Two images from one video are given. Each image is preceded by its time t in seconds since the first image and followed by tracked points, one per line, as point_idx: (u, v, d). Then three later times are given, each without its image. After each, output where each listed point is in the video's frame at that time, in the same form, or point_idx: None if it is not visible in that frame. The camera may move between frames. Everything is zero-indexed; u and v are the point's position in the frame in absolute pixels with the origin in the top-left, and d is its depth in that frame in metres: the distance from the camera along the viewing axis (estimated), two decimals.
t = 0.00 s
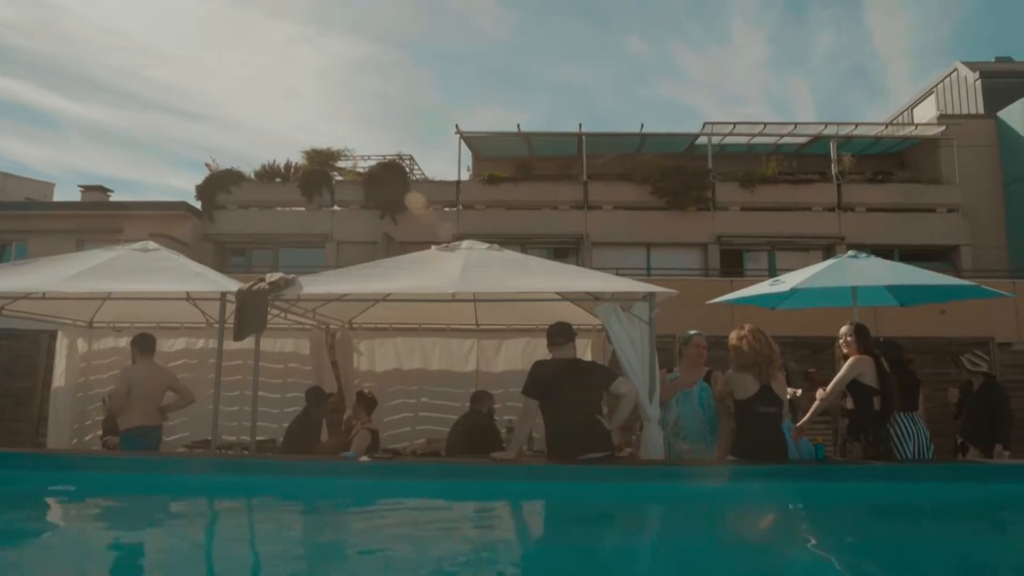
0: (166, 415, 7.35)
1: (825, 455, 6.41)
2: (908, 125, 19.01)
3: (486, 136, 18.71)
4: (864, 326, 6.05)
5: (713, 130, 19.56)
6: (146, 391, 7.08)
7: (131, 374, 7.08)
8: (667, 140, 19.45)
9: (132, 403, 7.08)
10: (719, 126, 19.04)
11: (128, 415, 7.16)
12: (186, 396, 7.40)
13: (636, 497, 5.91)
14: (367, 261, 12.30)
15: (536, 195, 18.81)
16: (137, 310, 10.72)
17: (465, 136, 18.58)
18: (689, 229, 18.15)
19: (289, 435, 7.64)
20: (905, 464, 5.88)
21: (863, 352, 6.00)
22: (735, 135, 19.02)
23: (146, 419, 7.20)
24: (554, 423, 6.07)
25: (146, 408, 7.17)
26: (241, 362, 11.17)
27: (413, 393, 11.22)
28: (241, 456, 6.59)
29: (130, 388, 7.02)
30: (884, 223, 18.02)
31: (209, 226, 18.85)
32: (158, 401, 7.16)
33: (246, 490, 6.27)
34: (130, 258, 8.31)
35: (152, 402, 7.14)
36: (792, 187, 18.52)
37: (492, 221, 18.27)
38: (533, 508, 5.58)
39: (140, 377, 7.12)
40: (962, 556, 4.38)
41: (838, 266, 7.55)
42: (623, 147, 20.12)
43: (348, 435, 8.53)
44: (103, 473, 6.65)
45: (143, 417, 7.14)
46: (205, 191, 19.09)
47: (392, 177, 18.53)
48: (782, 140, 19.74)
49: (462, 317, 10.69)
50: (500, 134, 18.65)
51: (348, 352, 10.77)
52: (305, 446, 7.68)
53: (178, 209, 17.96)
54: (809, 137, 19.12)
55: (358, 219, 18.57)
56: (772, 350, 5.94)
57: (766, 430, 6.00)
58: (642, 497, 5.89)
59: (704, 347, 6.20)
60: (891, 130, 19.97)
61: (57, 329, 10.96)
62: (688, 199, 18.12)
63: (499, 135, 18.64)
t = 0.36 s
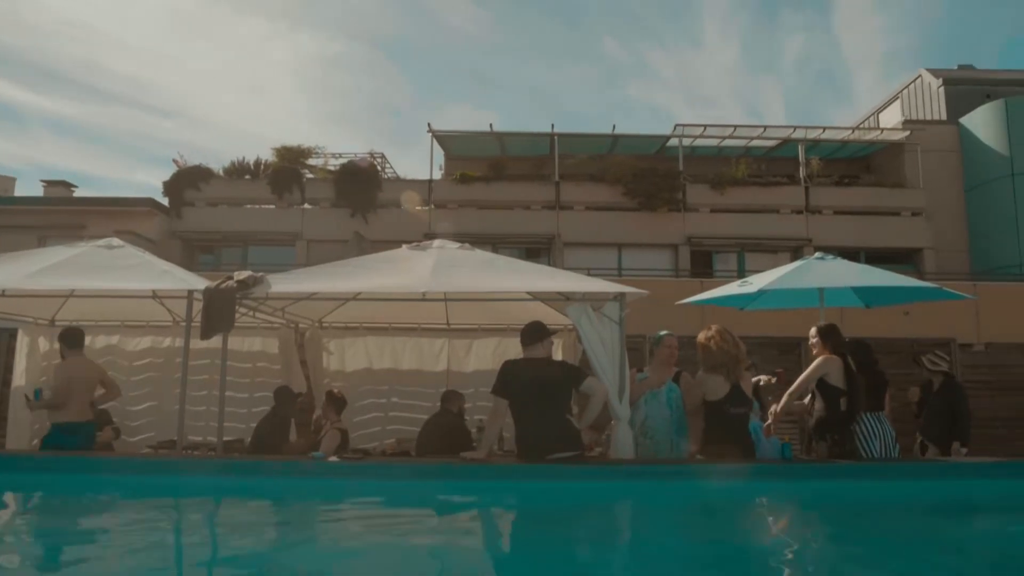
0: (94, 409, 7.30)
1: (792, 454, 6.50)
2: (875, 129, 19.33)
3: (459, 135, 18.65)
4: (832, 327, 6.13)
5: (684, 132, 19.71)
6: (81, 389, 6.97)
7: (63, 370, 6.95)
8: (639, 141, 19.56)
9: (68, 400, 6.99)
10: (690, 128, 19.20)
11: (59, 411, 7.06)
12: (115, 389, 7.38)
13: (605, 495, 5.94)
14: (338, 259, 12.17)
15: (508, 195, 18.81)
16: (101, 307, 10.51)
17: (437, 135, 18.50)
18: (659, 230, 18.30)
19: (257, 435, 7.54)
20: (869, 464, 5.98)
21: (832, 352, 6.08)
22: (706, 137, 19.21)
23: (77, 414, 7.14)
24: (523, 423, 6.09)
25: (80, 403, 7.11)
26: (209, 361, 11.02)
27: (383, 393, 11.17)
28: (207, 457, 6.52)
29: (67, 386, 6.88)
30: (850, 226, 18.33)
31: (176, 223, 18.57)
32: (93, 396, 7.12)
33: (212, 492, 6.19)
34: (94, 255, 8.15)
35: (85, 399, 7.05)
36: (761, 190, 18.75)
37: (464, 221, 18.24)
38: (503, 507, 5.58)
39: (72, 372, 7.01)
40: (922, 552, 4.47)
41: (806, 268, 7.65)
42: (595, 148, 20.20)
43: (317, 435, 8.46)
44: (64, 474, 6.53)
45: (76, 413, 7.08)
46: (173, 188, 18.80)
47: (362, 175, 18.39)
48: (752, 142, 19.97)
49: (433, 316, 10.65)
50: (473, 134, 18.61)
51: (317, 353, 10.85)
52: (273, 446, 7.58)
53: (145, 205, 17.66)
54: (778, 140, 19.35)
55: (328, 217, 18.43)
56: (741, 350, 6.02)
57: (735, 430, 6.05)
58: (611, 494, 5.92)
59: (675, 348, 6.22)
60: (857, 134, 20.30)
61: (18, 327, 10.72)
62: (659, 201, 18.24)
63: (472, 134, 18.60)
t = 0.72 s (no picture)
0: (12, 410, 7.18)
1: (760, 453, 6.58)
2: (841, 133, 19.65)
3: (430, 134, 18.58)
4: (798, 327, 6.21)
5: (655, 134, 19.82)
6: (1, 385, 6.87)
7: None
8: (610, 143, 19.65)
9: None
10: (661, 130, 19.34)
11: None
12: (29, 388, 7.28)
13: (574, 495, 5.95)
14: (307, 258, 12.04)
15: (480, 195, 18.77)
16: (62, 305, 10.28)
17: (409, 134, 18.40)
18: (630, 231, 18.41)
19: (223, 436, 7.41)
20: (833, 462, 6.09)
21: (797, 352, 6.16)
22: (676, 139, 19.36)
23: None
24: (493, 423, 6.09)
25: None
26: (174, 360, 10.84)
27: (353, 393, 11.11)
28: (172, 458, 6.41)
29: None
30: (817, 228, 18.62)
31: (141, 219, 18.23)
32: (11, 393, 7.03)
33: (177, 493, 6.08)
34: (54, 252, 7.96)
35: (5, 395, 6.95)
36: (730, 192, 18.96)
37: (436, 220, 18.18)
38: (472, 507, 5.57)
39: None
40: (884, 549, 4.54)
41: (773, 269, 7.74)
42: (566, 148, 20.26)
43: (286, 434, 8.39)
44: (22, 476, 6.37)
45: None
46: (139, 184, 18.47)
47: (332, 172, 18.21)
48: (722, 145, 20.18)
49: (403, 315, 10.59)
50: (444, 133, 18.55)
51: (285, 351, 10.57)
52: (240, 448, 7.45)
53: (109, 201, 17.34)
54: (747, 143, 19.55)
55: (297, 216, 18.24)
56: (709, 350, 6.08)
57: (703, 429, 6.13)
58: (581, 493, 5.93)
59: (645, 348, 6.25)
60: (824, 138, 20.62)
61: None
62: (630, 202, 18.34)
63: (443, 133, 18.54)
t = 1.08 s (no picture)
0: None
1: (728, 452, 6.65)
2: (809, 137, 19.93)
3: (402, 132, 18.47)
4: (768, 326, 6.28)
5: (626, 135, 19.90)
6: None
7: None
8: (582, 143, 19.71)
9: None
10: (632, 132, 19.44)
11: None
12: None
13: (544, 494, 5.95)
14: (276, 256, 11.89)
15: (451, 194, 18.68)
16: (22, 303, 10.05)
17: (380, 132, 18.27)
18: (601, 231, 18.51)
19: (189, 437, 7.29)
20: (799, 461, 6.17)
21: (767, 354, 6.22)
22: (647, 141, 19.47)
23: None
24: (462, 422, 6.07)
25: None
26: (139, 359, 10.65)
27: (321, 392, 11.06)
28: (136, 459, 6.30)
29: None
30: (785, 230, 18.85)
31: (106, 215, 17.85)
32: None
33: (139, 495, 5.97)
34: (14, 248, 7.77)
35: None
36: (700, 193, 19.13)
37: (407, 219, 18.10)
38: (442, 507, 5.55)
39: None
40: (850, 547, 4.60)
41: (742, 270, 7.82)
42: (538, 148, 20.29)
43: (253, 434, 8.31)
44: None
45: None
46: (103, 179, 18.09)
47: (302, 170, 18.03)
48: (692, 147, 20.35)
49: (372, 314, 10.51)
50: (416, 131, 18.45)
51: (253, 349, 10.46)
52: (206, 448, 7.35)
53: (72, 196, 16.98)
54: (718, 145, 19.65)
55: (266, 214, 18.05)
56: (679, 351, 6.11)
57: (671, 428, 6.18)
58: (551, 493, 5.94)
59: (616, 348, 6.28)
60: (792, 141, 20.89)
61: None
62: (601, 202, 18.41)
63: (415, 132, 18.45)
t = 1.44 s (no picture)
0: None
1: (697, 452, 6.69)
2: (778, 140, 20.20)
3: (374, 131, 18.35)
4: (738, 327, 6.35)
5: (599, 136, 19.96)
6: None
7: None
8: (555, 144, 19.73)
9: None
10: (604, 133, 19.52)
11: None
12: None
13: (514, 494, 5.95)
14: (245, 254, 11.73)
15: (424, 193, 18.61)
16: None
17: (352, 130, 18.13)
18: (574, 232, 18.58)
19: (155, 438, 7.18)
20: (766, 459, 6.23)
21: (736, 354, 6.29)
22: (619, 143, 19.57)
23: None
24: (432, 422, 6.06)
25: None
26: (104, 358, 10.46)
27: (291, 392, 10.97)
28: (100, 460, 6.19)
29: None
30: (755, 232, 19.07)
31: (71, 211, 17.51)
32: None
33: (103, 496, 5.87)
34: None
35: None
36: (671, 195, 19.28)
37: (379, 218, 17.99)
38: (412, 508, 5.53)
39: None
40: (814, 544, 4.67)
41: (711, 271, 7.90)
42: (511, 149, 20.30)
43: (221, 434, 8.21)
44: None
45: None
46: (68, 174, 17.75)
47: (274, 168, 17.86)
48: (664, 149, 20.49)
49: (343, 314, 10.43)
50: (389, 130, 18.34)
51: (222, 347, 10.32)
52: (173, 449, 7.23)
53: (35, 191, 16.62)
54: (689, 147, 19.78)
55: (236, 211, 17.84)
56: (649, 352, 6.16)
57: (641, 427, 6.23)
58: (521, 493, 5.94)
59: (586, 347, 6.29)
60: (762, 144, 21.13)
61: None
62: (573, 203, 18.47)
63: (388, 130, 18.34)
